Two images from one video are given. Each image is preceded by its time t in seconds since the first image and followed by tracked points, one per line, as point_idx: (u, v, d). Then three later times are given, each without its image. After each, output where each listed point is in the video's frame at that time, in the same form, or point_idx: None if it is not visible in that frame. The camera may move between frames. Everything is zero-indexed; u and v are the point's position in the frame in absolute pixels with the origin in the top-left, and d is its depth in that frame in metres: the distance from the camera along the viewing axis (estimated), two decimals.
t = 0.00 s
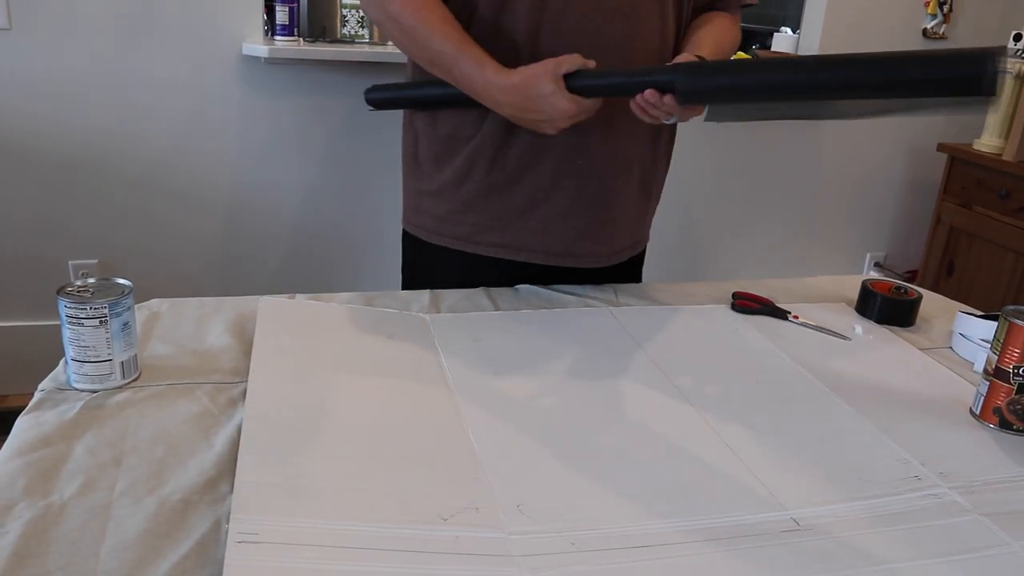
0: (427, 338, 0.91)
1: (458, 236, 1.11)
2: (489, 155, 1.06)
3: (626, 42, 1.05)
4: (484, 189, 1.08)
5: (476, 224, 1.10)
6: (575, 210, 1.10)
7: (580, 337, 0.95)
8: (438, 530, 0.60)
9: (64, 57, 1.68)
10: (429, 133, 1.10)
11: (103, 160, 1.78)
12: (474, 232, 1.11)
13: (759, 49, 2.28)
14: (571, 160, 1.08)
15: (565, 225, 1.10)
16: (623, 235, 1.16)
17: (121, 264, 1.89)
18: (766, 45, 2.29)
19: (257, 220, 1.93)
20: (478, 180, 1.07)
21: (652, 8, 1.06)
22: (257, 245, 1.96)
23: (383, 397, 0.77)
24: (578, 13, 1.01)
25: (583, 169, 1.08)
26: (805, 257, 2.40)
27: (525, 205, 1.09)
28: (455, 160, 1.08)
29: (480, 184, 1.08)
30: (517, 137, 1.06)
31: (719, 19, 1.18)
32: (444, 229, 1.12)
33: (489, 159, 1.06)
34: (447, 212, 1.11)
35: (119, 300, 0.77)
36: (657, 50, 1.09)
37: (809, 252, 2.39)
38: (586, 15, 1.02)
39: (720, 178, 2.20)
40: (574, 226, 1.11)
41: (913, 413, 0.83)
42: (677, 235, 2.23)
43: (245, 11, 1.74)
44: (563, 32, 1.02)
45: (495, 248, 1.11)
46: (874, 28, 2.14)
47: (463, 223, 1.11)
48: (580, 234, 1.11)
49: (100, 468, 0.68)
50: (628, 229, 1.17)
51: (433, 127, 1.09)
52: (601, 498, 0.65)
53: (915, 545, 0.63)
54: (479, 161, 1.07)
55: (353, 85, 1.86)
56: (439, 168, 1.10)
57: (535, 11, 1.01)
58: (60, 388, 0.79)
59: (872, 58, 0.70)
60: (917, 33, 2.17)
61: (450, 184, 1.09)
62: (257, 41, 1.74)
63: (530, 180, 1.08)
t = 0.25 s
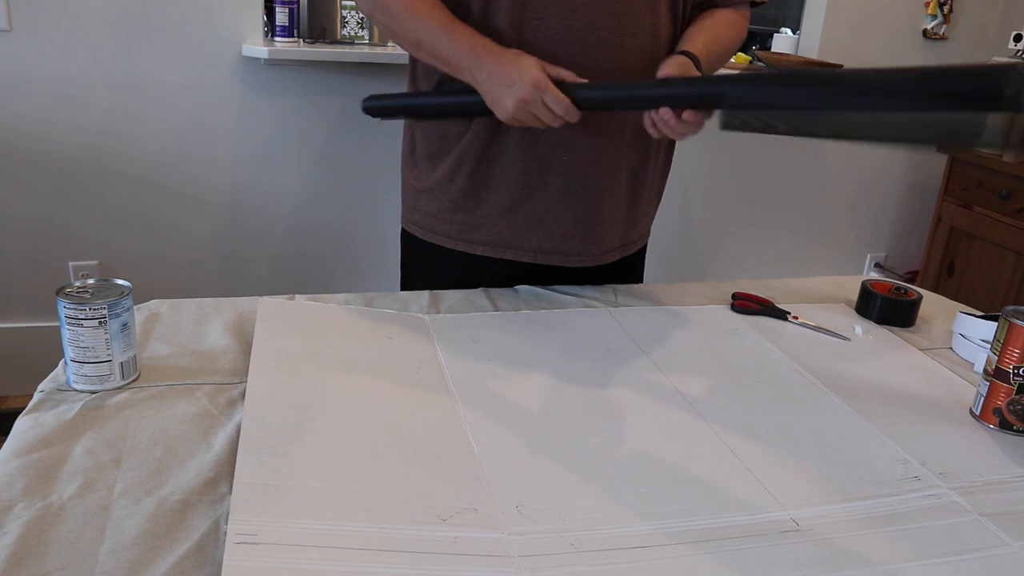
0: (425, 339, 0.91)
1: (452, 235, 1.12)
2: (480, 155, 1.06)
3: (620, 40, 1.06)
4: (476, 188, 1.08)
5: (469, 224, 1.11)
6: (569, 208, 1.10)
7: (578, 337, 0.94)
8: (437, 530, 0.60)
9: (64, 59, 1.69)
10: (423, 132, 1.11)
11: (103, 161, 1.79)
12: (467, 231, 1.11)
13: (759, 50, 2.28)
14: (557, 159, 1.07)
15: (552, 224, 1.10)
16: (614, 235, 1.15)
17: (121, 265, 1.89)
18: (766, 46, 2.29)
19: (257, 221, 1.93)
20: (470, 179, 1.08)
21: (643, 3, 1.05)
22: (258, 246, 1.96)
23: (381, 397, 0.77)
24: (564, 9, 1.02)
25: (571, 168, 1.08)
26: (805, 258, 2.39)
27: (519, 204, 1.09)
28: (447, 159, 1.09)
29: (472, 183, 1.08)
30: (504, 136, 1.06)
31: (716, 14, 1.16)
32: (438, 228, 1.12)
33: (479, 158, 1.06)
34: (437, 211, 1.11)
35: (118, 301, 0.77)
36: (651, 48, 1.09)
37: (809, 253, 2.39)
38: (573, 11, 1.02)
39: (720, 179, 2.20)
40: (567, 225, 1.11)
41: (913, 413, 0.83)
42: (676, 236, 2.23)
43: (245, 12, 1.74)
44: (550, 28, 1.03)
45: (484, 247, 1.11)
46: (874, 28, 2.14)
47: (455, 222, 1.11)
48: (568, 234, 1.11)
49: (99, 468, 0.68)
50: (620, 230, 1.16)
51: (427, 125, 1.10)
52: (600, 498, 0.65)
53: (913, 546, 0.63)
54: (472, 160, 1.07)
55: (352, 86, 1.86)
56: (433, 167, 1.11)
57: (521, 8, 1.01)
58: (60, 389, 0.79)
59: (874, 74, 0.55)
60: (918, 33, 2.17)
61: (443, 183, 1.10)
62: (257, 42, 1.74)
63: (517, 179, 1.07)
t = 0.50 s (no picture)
0: (424, 339, 0.91)
1: (450, 235, 1.11)
2: (478, 155, 1.06)
3: (617, 40, 1.05)
4: (473, 187, 1.08)
5: (467, 224, 1.10)
6: (568, 210, 1.09)
7: (577, 337, 0.95)
8: (436, 530, 0.60)
9: (62, 60, 1.69)
10: (423, 132, 1.11)
11: (102, 162, 1.79)
12: (466, 231, 1.11)
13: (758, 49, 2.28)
14: (557, 159, 1.07)
15: (551, 224, 1.10)
16: (618, 236, 1.14)
17: (122, 267, 1.89)
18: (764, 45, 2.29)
19: (256, 221, 1.93)
20: (467, 177, 1.08)
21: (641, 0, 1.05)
22: (257, 247, 1.96)
23: (380, 398, 0.77)
24: (561, 8, 1.02)
25: (571, 167, 1.07)
26: (805, 257, 2.39)
27: (516, 204, 1.09)
28: (446, 159, 1.09)
29: (471, 183, 1.08)
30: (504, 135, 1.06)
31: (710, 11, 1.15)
32: (436, 229, 1.12)
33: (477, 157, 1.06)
34: (438, 212, 1.11)
35: (117, 302, 0.77)
36: (651, 50, 1.09)
37: (808, 252, 2.38)
38: (570, 10, 1.02)
39: (719, 178, 2.20)
40: (566, 225, 1.10)
41: (913, 413, 0.83)
42: (676, 235, 2.23)
43: (243, 13, 1.74)
44: (548, 27, 1.03)
45: (485, 247, 1.11)
46: (872, 27, 2.14)
47: (453, 222, 1.11)
48: (569, 233, 1.10)
49: (98, 469, 0.68)
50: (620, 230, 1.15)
51: (426, 126, 1.10)
52: (599, 498, 0.65)
53: (913, 545, 0.63)
54: (469, 160, 1.07)
55: (351, 86, 1.86)
56: (433, 167, 1.11)
57: (517, 8, 1.02)
58: (59, 390, 0.79)
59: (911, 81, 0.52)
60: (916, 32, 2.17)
61: (441, 184, 1.10)
62: (256, 43, 1.74)
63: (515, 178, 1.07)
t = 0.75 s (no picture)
0: (424, 341, 0.91)
1: (449, 237, 1.11)
2: (477, 158, 1.06)
3: (617, 42, 1.05)
4: (473, 190, 1.08)
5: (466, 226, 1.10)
6: (567, 212, 1.09)
7: (577, 339, 0.95)
8: (437, 533, 0.60)
9: (61, 62, 1.68)
10: (422, 135, 1.11)
11: (101, 164, 1.79)
12: (465, 233, 1.11)
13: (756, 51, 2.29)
14: (556, 161, 1.07)
15: (551, 227, 1.10)
16: (616, 238, 1.14)
17: (121, 269, 1.89)
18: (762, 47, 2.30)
19: (255, 223, 1.93)
20: (466, 180, 1.08)
21: (641, 3, 1.06)
22: (256, 248, 1.96)
23: (379, 401, 0.77)
24: (562, 11, 1.02)
25: (570, 171, 1.07)
26: (804, 259, 2.40)
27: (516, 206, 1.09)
28: (445, 161, 1.09)
29: (470, 186, 1.08)
30: (503, 137, 1.06)
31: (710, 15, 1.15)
32: (435, 232, 1.12)
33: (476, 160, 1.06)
34: (436, 215, 1.11)
35: (117, 305, 0.77)
36: (651, 52, 1.10)
37: (807, 254, 2.39)
38: (571, 13, 1.02)
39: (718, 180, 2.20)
40: (565, 227, 1.10)
41: (913, 415, 0.83)
42: (675, 237, 2.23)
43: (243, 15, 1.75)
44: (548, 30, 1.03)
45: (484, 251, 1.11)
46: (871, 29, 2.14)
47: (452, 224, 1.11)
48: (568, 236, 1.10)
49: (98, 472, 0.68)
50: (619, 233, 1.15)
51: (425, 128, 1.10)
52: (599, 500, 0.65)
53: (914, 547, 0.63)
54: (468, 163, 1.07)
55: (350, 88, 1.86)
56: (431, 169, 1.11)
57: (518, 11, 1.02)
58: (58, 393, 0.79)
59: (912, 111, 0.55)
60: (914, 34, 2.18)
61: (440, 187, 1.10)
62: (255, 45, 1.74)
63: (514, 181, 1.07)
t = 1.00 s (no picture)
0: (423, 344, 0.91)
1: (445, 239, 1.11)
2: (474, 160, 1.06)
3: (615, 45, 1.05)
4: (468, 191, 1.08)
5: (461, 228, 1.10)
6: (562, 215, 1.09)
7: (577, 342, 0.95)
8: (436, 536, 0.60)
9: (61, 63, 1.68)
10: (419, 137, 1.11)
11: (100, 165, 1.79)
12: (461, 235, 1.11)
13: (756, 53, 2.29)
14: (553, 164, 1.07)
15: (547, 229, 1.10)
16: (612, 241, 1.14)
17: (120, 270, 1.89)
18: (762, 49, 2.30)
19: (255, 224, 1.93)
20: (462, 182, 1.08)
21: (638, 6, 1.06)
22: (255, 249, 1.96)
23: (378, 403, 0.77)
24: (560, 12, 1.02)
25: (566, 173, 1.07)
26: (803, 260, 2.40)
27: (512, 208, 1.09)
28: (441, 163, 1.09)
29: (465, 188, 1.08)
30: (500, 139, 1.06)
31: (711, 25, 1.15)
32: (431, 234, 1.12)
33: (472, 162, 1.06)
34: (433, 216, 1.11)
35: (117, 307, 0.77)
36: (649, 54, 1.10)
37: (807, 255, 2.39)
38: (568, 15, 1.02)
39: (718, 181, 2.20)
40: (560, 230, 1.10)
41: (912, 418, 0.83)
42: (674, 238, 2.23)
43: (242, 16, 1.75)
44: (547, 32, 1.03)
45: (479, 252, 1.11)
46: (870, 30, 2.14)
47: (448, 226, 1.11)
48: (564, 239, 1.10)
49: (98, 474, 0.68)
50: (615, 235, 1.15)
51: (422, 130, 1.10)
52: (598, 503, 0.65)
53: (913, 550, 0.63)
54: (464, 165, 1.07)
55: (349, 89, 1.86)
56: (428, 171, 1.11)
57: (515, 12, 1.02)
58: (58, 395, 0.79)
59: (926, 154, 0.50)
60: (913, 36, 2.18)
61: (436, 189, 1.10)
62: (254, 47, 1.74)
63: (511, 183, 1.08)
